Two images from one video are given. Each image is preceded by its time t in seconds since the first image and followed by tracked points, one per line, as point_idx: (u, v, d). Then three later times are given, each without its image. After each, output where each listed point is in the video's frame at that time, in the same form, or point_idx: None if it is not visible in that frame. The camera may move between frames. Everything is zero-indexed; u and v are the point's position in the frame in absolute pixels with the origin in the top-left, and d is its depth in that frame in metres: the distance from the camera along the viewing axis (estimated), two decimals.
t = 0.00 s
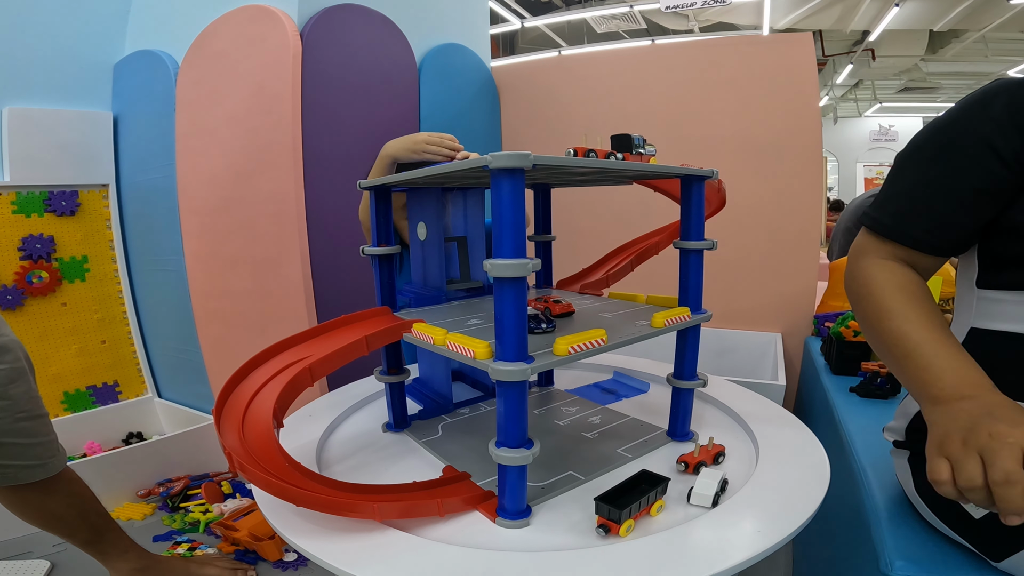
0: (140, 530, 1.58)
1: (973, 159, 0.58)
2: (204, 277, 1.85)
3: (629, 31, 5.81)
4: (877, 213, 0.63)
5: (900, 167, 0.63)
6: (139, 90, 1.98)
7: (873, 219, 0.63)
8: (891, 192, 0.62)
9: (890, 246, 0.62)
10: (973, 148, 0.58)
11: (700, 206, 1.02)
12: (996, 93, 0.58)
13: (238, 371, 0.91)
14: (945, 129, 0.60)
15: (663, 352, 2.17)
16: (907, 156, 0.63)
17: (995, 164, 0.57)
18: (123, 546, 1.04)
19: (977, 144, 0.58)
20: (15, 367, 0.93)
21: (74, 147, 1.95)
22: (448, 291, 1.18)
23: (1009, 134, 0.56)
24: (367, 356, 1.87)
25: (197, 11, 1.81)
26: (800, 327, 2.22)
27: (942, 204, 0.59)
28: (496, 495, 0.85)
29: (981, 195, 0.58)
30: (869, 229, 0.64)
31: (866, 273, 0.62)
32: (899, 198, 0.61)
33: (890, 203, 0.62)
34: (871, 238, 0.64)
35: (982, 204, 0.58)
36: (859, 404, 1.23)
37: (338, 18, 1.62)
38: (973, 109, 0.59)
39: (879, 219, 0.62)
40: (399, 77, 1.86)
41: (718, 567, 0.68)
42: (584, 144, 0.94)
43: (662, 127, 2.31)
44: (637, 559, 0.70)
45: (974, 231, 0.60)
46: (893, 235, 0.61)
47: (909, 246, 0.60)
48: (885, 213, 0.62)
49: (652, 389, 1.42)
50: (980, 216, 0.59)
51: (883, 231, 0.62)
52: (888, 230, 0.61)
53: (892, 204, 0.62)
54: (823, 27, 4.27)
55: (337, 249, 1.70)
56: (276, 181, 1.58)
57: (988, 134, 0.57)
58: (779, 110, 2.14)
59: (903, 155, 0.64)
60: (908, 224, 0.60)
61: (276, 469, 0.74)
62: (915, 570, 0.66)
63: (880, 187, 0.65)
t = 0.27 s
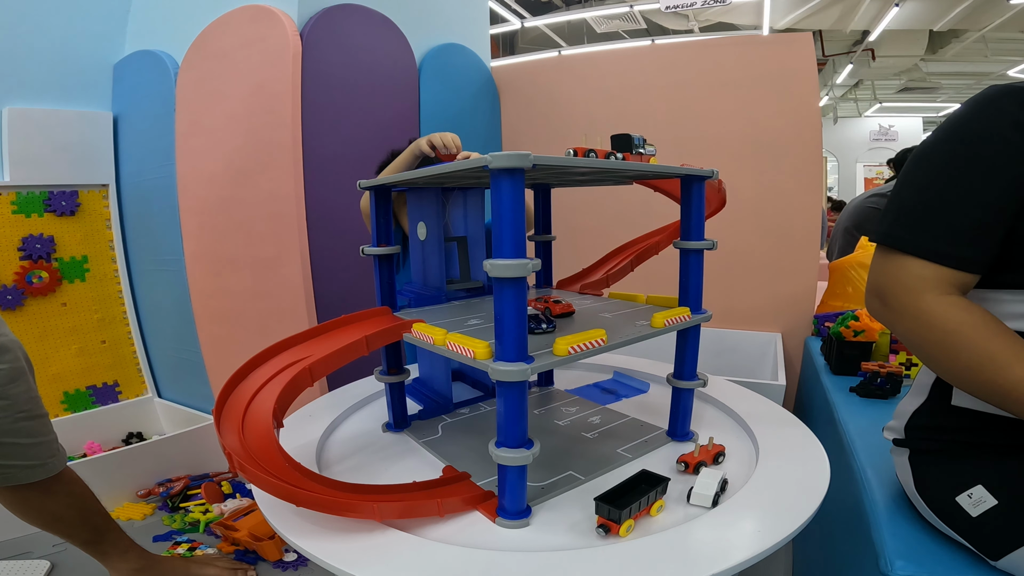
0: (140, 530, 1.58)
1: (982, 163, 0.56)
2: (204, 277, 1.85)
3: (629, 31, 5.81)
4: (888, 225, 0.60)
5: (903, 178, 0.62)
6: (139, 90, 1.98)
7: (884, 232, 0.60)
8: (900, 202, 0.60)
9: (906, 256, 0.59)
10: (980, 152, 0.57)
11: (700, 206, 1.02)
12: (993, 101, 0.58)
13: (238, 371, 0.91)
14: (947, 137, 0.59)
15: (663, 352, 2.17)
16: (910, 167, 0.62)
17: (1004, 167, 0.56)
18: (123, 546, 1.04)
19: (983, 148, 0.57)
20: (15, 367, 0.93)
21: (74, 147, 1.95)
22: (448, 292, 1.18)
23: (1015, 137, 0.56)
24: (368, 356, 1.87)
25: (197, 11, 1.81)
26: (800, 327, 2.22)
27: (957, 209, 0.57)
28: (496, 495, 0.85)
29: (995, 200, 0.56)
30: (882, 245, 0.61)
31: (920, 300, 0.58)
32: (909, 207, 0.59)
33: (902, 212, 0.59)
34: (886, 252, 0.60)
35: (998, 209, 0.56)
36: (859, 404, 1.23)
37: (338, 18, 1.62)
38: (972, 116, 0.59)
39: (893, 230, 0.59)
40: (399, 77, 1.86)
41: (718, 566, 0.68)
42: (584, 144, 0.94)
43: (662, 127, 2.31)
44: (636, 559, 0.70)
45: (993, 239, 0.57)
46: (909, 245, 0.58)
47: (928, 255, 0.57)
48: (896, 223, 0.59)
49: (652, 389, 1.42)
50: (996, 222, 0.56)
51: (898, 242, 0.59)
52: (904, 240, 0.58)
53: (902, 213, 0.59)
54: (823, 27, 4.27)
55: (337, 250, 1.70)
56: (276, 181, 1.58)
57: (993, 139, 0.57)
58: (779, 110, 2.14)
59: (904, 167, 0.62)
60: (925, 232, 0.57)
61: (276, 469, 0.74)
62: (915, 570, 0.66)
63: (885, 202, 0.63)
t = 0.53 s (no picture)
0: (140, 530, 1.58)
1: (988, 164, 0.59)
2: (204, 277, 1.85)
3: (628, 31, 5.81)
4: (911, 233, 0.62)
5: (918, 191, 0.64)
6: (139, 90, 1.98)
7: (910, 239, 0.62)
8: (917, 212, 0.63)
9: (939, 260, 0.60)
10: (981, 154, 0.60)
11: (700, 206, 1.02)
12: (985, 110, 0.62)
13: (238, 371, 0.91)
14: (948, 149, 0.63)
15: (662, 352, 2.17)
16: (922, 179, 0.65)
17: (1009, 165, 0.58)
18: (123, 546, 1.04)
19: (984, 151, 0.60)
20: (15, 367, 0.93)
21: (74, 147, 1.95)
22: (448, 291, 1.18)
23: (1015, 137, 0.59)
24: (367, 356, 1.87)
25: (197, 11, 1.81)
26: (800, 327, 2.22)
27: (972, 210, 0.59)
28: (496, 495, 0.85)
29: (1009, 199, 0.58)
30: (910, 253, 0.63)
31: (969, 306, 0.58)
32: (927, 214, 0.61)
33: (921, 220, 0.62)
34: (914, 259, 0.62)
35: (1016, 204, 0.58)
36: (859, 404, 1.23)
37: (338, 18, 1.62)
38: (969, 127, 0.62)
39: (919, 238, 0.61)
40: (399, 77, 1.86)
41: (718, 566, 0.68)
42: (584, 144, 0.94)
43: (662, 126, 2.31)
44: (637, 560, 0.70)
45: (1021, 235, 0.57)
46: (936, 246, 0.60)
47: (957, 253, 0.58)
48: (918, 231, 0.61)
49: (652, 389, 1.42)
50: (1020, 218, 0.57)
51: (925, 246, 0.60)
52: (930, 244, 0.60)
53: (922, 222, 0.61)
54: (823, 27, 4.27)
55: (337, 250, 1.70)
56: (276, 181, 1.58)
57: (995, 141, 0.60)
58: (779, 110, 2.14)
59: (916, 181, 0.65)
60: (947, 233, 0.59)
61: (276, 469, 0.74)
62: (915, 570, 0.66)
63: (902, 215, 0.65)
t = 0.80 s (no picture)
0: (140, 530, 1.58)
1: (961, 158, 0.62)
2: (204, 277, 1.85)
3: (629, 31, 5.81)
4: (873, 205, 0.69)
5: (896, 164, 0.69)
6: (139, 90, 1.98)
7: (868, 211, 0.69)
8: (886, 186, 0.68)
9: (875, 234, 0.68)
10: (959, 145, 0.63)
11: (700, 206, 1.02)
12: (989, 98, 0.62)
13: (238, 371, 0.91)
14: (939, 129, 0.65)
15: (662, 353, 2.17)
16: (906, 154, 0.68)
17: (980, 162, 0.62)
18: (123, 546, 1.04)
19: (966, 143, 0.62)
20: (15, 367, 0.93)
21: (74, 147, 1.95)
22: (448, 291, 1.18)
23: (998, 134, 0.61)
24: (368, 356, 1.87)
25: (197, 11, 1.81)
26: (800, 327, 2.22)
27: (929, 198, 0.64)
28: (496, 495, 0.85)
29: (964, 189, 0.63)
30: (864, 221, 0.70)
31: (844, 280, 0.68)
32: (893, 190, 0.67)
33: (885, 196, 0.68)
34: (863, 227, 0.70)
35: (967, 197, 0.63)
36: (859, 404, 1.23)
37: (338, 18, 1.62)
38: (966, 112, 0.63)
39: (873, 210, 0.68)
40: (399, 76, 1.86)
41: (718, 567, 0.68)
42: (584, 144, 0.94)
43: (662, 127, 2.31)
44: (637, 560, 0.70)
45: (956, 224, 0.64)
46: (884, 225, 0.67)
47: (894, 235, 0.67)
48: (879, 204, 0.68)
49: (652, 389, 1.42)
50: (964, 208, 0.63)
51: (875, 220, 0.68)
52: (882, 220, 0.67)
53: (887, 197, 0.68)
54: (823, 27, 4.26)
55: (337, 250, 1.70)
56: (276, 181, 1.58)
57: (977, 134, 0.62)
58: (779, 110, 2.14)
59: (900, 153, 0.68)
60: (897, 215, 0.66)
61: (276, 469, 0.74)
62: (915, 569, 0.67)
63: (880, 183, 0.71)
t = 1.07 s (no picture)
0: (140, 530, 1.58)
1: (963, 160, 0.62)
2: (204, 277, 1.85)
3: (628, 31, 5.81)
4: (875, 209, 0.69)
5: (900, 166, 0.69)
6: (139, 89, 1.98)
7: (871, 215, 0.70)
8: (890, 189, 0.69)
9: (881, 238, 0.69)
10: (961, 148, 0.63)
11: (700, 206, 1.02)
12: (993, 99, 0.62)
13: (239, 371, 0.91)
14: (942, 132, 0.65)
15: (662, 353, 2.18)
16: (909, 156, 0.68)
17: (983, 163, 0.61)
18: (123, 546, 1.03)
19: (968, 146, 0.62)
20: (15, 367, 0.93)
21: (74, 147, 1.95)
22: (448, 292, 1.18)
23: (1000, 136, 0.61)
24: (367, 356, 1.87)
25: (197, 11, 1.81)
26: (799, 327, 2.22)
27: (931, 200, 0.64)
28: (496, 495, 0.85)
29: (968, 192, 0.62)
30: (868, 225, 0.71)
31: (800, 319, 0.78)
32: (897, 195, 0.67)
33: (887, 199, 0.68)
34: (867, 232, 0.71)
35: (971, 199, 0.63)
36: (859, 404, 1.23)
37: (338, 18, 1.62)
38: (970, 113, 0.63)
39: (875, 214, 0.69)
40: (399, 77, 1.86)
41: (718, 567, 0.68)
42: (584, 144, 0.94)
43: (662, 127, 2.31)
44: (637, 560, 0.70)
45: (963, 225, 0.64)
46: (888, 229, 0.68)
47: (899, 239, 0.67)
48: (883, 209, 0.69)
49: (652, 389, 1.42)
50: (969, 210, 0.63)
51: (879, 225, 0.69)
52: (888, 224, 0.68)
53: (890, 200, 0.68)
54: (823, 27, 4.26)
55: (337, 250, 1.70)
56: (276, 181, 1.58)
57: (978, 137, 0.62)
58: (779, 110, 2.14)
59: (904, 156, 0.69)
60: (900, 218, 0.67)
61: (276, 469, 0.74)
62: (915, 570, 0.67)
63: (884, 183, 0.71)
